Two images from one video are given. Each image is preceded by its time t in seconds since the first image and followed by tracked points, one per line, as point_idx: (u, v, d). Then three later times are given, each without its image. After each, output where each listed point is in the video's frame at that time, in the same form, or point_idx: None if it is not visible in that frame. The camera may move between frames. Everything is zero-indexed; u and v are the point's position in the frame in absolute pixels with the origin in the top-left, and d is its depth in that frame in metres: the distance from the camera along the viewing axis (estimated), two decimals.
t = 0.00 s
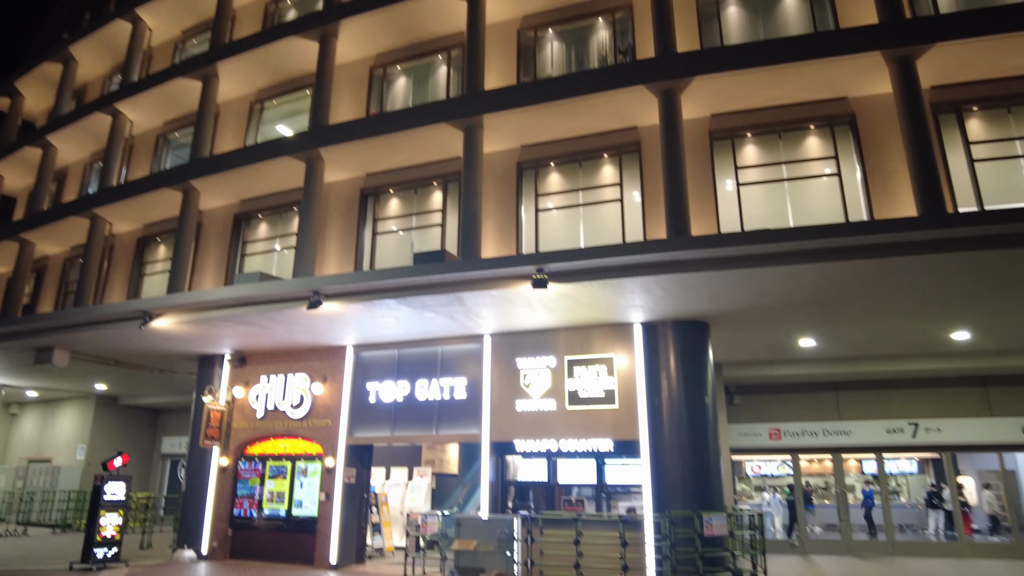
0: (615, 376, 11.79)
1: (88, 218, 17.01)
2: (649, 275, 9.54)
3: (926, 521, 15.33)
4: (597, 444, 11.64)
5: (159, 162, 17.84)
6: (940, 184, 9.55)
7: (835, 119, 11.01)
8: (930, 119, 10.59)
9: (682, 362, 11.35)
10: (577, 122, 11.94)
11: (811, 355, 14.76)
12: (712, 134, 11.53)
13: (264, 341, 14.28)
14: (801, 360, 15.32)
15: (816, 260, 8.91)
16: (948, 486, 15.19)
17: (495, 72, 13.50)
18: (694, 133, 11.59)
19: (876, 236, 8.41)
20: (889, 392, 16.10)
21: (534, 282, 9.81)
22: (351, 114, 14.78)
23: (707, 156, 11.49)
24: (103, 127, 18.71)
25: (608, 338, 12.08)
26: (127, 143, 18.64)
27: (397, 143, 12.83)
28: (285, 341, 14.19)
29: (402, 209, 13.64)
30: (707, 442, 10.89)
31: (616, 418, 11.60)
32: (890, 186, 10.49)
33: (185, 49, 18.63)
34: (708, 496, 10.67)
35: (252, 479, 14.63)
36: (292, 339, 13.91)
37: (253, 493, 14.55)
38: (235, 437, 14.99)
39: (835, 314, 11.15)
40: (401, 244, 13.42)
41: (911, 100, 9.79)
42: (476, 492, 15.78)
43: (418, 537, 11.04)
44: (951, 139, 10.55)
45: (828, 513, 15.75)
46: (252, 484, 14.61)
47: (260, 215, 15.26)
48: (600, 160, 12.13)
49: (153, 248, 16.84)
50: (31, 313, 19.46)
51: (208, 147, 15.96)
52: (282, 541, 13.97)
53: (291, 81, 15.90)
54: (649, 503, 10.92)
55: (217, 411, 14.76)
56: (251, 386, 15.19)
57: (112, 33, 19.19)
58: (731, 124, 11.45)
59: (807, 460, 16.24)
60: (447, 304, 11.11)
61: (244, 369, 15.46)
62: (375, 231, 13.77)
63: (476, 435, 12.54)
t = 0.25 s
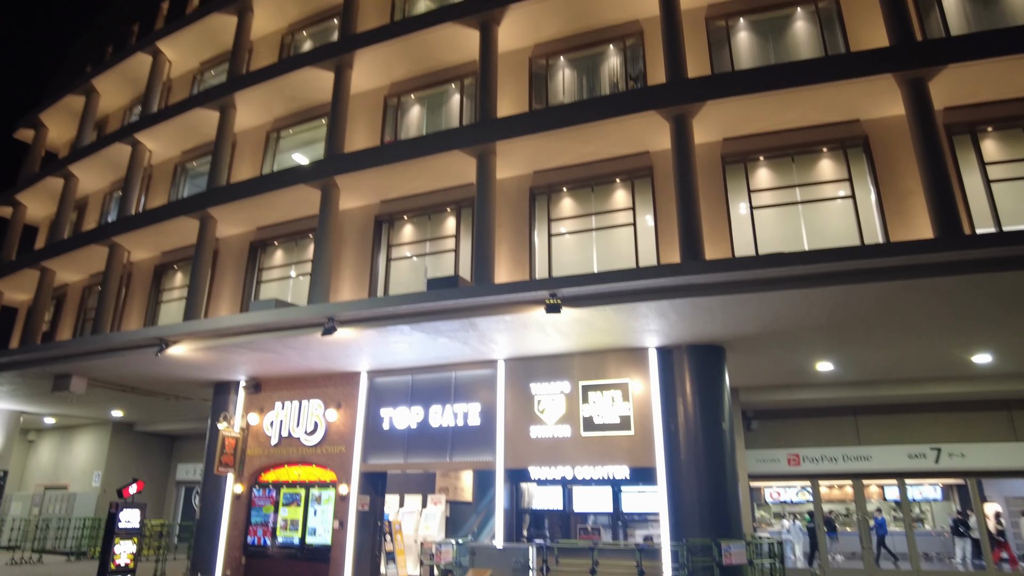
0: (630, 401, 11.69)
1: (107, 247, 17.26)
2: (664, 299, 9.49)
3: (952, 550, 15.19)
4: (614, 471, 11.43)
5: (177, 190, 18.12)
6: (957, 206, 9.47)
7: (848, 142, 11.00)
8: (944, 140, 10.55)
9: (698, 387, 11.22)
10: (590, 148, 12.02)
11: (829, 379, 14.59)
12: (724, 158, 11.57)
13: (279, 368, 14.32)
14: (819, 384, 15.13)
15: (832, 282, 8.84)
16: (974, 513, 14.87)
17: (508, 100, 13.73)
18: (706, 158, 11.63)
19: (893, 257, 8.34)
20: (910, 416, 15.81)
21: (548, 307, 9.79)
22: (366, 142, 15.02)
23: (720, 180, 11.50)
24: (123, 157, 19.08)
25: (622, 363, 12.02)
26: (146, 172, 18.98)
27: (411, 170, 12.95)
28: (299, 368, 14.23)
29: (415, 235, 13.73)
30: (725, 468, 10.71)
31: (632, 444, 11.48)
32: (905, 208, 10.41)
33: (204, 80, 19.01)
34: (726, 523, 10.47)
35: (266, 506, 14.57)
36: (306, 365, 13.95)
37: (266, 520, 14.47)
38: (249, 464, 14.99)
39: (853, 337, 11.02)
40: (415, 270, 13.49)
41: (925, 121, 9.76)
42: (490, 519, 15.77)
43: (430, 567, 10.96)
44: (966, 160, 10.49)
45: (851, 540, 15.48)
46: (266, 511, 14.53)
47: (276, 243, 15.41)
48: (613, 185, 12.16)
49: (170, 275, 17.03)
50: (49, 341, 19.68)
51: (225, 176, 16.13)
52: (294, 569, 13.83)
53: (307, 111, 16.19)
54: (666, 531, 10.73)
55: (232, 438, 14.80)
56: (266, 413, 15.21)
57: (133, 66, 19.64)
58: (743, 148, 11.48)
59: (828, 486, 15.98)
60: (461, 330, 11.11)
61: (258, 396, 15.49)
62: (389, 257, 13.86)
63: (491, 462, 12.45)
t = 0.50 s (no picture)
0: (643, 431, 11.60)
1: (122, 278, 17.46)
2: (675, 327, 9.48)
3: None
4: (626, 502, 11.42)
5: (191, 221, 18.38)
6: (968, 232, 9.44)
7: (857, 169, 11.03)
8: (953, 167, 10.57)
9: (711, 416, 11.12)
10: (599, 177, 12.12)
11: (844, 407, 14.43)
12: (733, 186, 11.63)
13: (291, 398, 14.35)
14: (834, 413, 14.96)
15: (844, 310, 8.80)
16: (996, 545, 14.48)
17: (517, 130, 13.93)
18: (715, 186, 11.70)
19: (905, 284, 8.31)
20: (928, 445, 15.57)
21: (558, 335, 9.79)
22: (378, 173, 15.24)
23: (729, 209, 11.55)
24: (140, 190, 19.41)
25: (634, 392, 11.96)
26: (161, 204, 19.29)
27: (422, 200, 13.09)
28: (310, 398, 14.25)
29: (426, 264, 13.82)
30: (739, 498, 10.54)
31: (645, 475, 11.36)
32: (916, 234, 10.39)
33: (219, 114, 19.45)
34: (742, 556, 10.27)
35: (276, 538, 14.47)
36: (318, 395, 13.97)
37: (276, 552, 14.38)
38: (259, 495, 14.91)
39: (867, 365, 10.91)
40: (426, 299, 13.54)
41: (934, 148, 9.79)
42: (501, 552, 15.24)
43: None
44: (976, 185, 10.49)
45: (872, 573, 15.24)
46: (276, 543, 14.44)
47: (288, 273, 15.55)
48: (622, 214, 12.23)
49: (183, 305, 17.19)
50: (63, 371, 19.82)
51: (238, 207, 16.32)
52: None
53: (321, 144, 16.47)
54: (681, 564, 10.53)
55: (242, 468, 14.72)
56: (277, 443, 15.20)
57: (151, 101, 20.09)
58: (752, 176, 11.55)
59: (844, 517, 15.71)
60: (471, 359, 11.11)
61: (270, 427, 15.50)
62: (400, 286, 13.93)
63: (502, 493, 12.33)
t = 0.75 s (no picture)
0: (652, 464, 11.47)
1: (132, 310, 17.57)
2: (684, 358, 9.43)
3: None
4: (637, 537, 11.11)
5: (201, 253, 18.54)
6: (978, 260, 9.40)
7: (864, 197, 11.02)
8: (961, 195, 10.56)
9: (721, 449, 10.98)
10: (605, 208, 12.18)
11: (856, 438, 14.23)
12: (740, 217, 11.67)
13: (298, 430, 14.29)
14: (847, 444, 14.77)
15: (854, 340, 8.74)
16: None
17: (524, 162, 14.06)
18: (722, 216, 11.74)
19: (914, 313, 8.28)
20: (945, 476, 15.27)
21: (566, 366, 9.76)
22: (387, 205, 15.38)
23: (736, 238, 11.56)
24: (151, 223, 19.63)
25: (643, 424, 11.86)
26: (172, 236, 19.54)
27: (430, 232, 13.17)
28: (318, 430, 14.18)
29: (434, 295, 13.85)
30: (752, 534, 10.34)
31: (656, 509, 11.20)
32: (925, 263, 10.33)
33: (230, 147, 19.78)
34: None
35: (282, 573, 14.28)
36: (325, 428, 13.91)
37: None
38: (266, 528, 14.76)
39: (879, 395, 10.80)
40: (434, 329, 13.53)
41: (940, 176, 9.80)
42: None
43: None
44: (984, 213, 10.46)
45: None
46: None
47: (297, 304, 15.61)
48: (629, 243, 12.25)
49: (192, 337, 17.26)
50: (72, 403, 19.85)
51: (248, 240, 16.37)
52: None
53: (331, 177, 16.68)
54: None
55: (249, 501, 14.66)
56: (284, 476, 15.10)
57: (163, 135, 20.42)
58: (759, 206, 11.59)
59: (860, 550, 15.31)
60: (478, 391, 11.07)
61: (277, 459, 15.41)
62: (407, 317, 13.93)
63: (510, 528, 12.26)
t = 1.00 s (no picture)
0: (660, 497, 11.31)
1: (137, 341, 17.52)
2: (691, 389, 9.38)
3: None
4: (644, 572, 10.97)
5: (208, 284, 18.64)
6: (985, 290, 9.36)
7: (868, 227, 11.08)
8: (965, 224, 10.56)
9: (730, 482, 10.83)
10: (610, 238, 12.23)
11: (866, 470, 14.04)
12: (744, 246, 11.70)
13: (302, 463, 14.18)
14: (856, 476, 14.56)
15: (862, 370, 8.68)
16: None
17: (529, 193, 14.16)
18: (727, 246, 11.77)
19: (922, 343, 8.25)
20: (959, 510, 14.87)
21: (572, 398, 9.68)
22: (392, 237, 15.47)
23: (741, 268, 11.56)
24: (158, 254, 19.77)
25: (650, 456, 11.74)
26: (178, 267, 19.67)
27: (435, 262, 13.22)
28: (322, 463, 14.07)
29: (439, 326, 13.84)
30: (762, 569, 10.13)
31: (664, 544, 11.01)
32: (931, 291, 10.27)
33: (238, 179, 20.02)
34: None
35: None
36: (329, 461, 13.81)
37: None
38: (269, 562, 14.57)
39: (889, 426, 10.68)
40: (439, 360, 13.50)
41: (944, 205, 9.82)
42: None
43: None
44: (990, 242, 10.44)
45: None
46: None
47: (302, 335, 15.63)
48: (634, 273, 12.27)
49: (197, 368, 17.25)
50: (75, 436, 19.78)
51: (254, 271, 16.42)
52: None
53: (337, 208, 16.84)
54: None
55: (252, 535, 14.58)
56: (287, 509, 14.94)
57: (172, 168, 20.67)
58: (764, 236, 11.63)
59: None
60: (483, 423, 11.00)
61: (280, 492, 15.27)
62: (412, 348, 13.91)
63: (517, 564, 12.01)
